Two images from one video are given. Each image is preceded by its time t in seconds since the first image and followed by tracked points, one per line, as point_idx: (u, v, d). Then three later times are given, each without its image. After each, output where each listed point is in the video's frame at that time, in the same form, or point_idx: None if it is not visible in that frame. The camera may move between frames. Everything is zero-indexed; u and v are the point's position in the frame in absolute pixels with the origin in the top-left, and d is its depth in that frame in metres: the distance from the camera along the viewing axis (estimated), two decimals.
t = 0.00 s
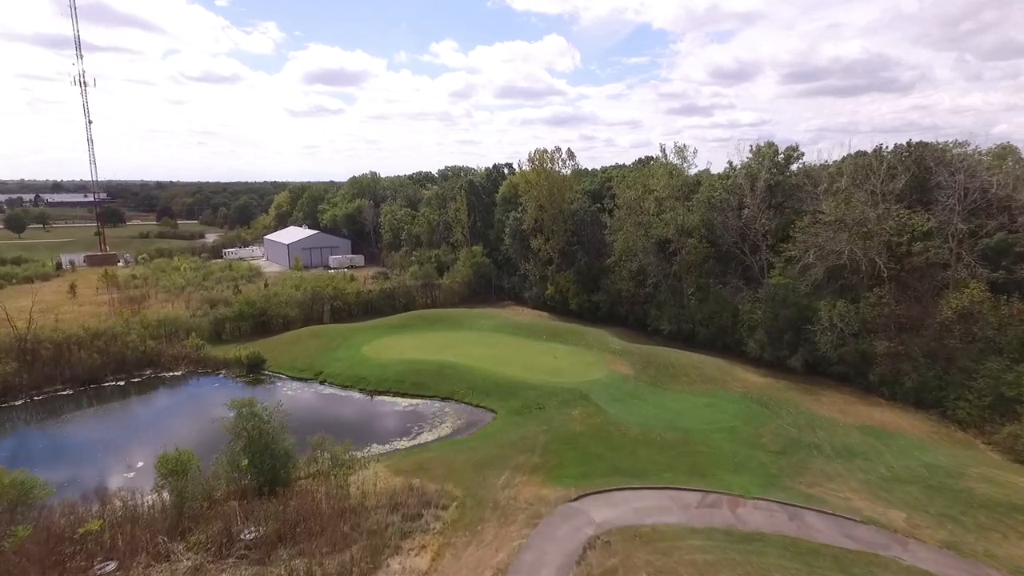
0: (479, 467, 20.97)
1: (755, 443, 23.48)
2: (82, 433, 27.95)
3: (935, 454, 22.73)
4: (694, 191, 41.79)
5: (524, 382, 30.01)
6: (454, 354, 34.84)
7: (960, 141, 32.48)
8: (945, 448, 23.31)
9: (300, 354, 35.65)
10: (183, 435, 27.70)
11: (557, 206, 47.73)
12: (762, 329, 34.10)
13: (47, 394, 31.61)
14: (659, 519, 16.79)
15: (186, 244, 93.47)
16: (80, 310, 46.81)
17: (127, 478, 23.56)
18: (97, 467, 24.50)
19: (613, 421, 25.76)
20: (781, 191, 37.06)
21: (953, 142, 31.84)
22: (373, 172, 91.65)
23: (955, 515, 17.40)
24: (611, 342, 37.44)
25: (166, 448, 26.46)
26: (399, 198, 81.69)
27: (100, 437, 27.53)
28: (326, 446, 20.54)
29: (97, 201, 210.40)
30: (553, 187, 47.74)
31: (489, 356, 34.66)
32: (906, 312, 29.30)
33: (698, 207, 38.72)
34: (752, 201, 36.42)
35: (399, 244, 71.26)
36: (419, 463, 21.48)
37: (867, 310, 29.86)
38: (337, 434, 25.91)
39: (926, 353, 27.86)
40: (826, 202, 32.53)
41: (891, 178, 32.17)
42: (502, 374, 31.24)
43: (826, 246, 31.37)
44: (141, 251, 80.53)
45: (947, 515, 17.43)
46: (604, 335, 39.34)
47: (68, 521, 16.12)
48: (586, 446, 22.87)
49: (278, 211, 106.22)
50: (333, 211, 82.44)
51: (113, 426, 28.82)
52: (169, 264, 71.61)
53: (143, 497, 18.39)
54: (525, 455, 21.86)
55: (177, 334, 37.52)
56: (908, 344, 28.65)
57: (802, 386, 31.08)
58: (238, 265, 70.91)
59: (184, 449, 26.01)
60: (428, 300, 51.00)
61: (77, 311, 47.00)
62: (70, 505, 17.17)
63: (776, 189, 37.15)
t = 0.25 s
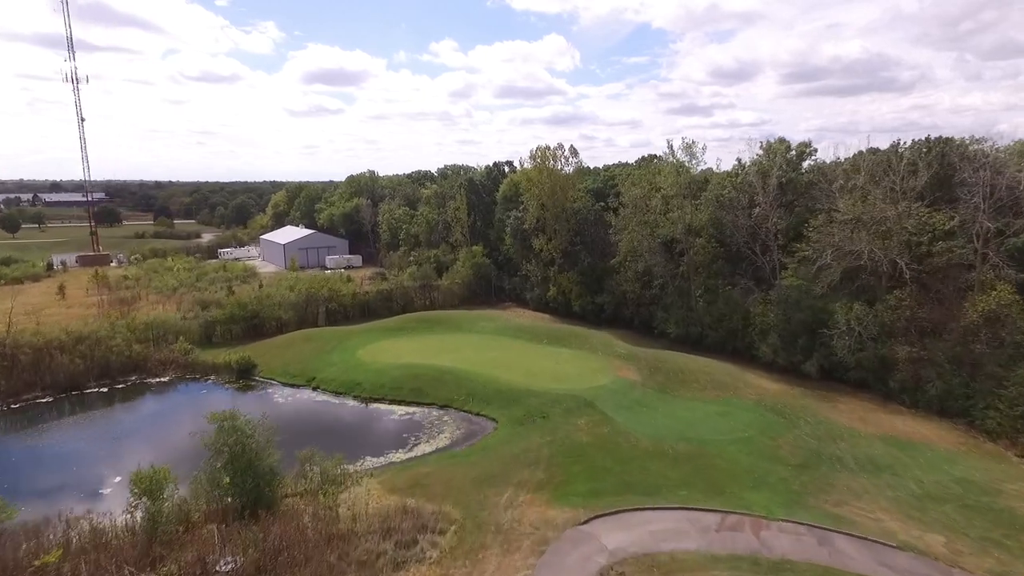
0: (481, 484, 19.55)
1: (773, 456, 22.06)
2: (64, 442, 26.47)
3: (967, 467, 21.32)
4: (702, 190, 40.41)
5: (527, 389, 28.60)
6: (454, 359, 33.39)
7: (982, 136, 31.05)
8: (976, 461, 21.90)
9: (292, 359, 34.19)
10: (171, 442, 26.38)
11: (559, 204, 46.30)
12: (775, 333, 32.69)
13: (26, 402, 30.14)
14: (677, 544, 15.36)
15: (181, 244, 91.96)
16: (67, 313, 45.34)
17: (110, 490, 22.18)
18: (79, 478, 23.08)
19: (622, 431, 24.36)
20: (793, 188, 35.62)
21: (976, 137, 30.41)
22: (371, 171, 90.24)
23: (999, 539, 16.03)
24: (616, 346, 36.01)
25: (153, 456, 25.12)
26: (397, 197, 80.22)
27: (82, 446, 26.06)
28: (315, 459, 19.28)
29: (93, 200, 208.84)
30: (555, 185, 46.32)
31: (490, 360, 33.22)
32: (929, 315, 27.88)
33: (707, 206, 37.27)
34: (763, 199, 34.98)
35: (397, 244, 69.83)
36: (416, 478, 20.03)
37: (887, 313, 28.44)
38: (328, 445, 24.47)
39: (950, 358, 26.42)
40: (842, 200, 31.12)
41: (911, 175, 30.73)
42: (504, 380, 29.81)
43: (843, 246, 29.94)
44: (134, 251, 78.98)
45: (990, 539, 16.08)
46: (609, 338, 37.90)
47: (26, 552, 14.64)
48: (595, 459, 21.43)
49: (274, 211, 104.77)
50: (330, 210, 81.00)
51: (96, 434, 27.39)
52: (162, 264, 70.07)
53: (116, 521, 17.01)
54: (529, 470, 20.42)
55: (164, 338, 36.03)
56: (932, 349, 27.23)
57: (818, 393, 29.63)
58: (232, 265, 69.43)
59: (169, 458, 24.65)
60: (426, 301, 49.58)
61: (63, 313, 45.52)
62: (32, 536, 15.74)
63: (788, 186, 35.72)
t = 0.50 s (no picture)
0: (481, 503, 18.18)
1: (794, 469, 20.65)
2: (43, 453, 24.90)
3: (1002, 482, 19.92)
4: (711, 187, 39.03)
5: (530, 397, 27.18)
6: (452, 364, 31.93)
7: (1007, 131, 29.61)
8: (1011, 475, 20.51)
9: (284, 364, 32.70)
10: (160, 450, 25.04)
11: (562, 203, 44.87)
12: (789, 337, 31.25)
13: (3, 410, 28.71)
14: None
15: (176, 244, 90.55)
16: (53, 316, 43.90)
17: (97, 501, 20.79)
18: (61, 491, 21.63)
19: (631, 442, 22.93)
20: (806, 186, 34.17)
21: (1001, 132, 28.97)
22: (369, 169, 88.81)
23: None
24: (622, 350, 34.57)
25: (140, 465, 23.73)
26: (396, 196, 78.80)
27: (64, 457, 24.56)
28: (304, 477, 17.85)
29: (91, 200, 207.43)
30: (558, 183, 44.87)
31: (491, 366, 31.76)
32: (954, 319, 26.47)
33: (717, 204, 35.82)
34: (776, 197, 33.53)
35: (396, 244, 68.43)
36: (412, 497, 18.59)
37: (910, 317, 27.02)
38: (315, 459, 23.10)
39: (979, 365, 25.05)
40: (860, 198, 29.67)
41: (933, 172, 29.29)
42: (505, 386, 28.38)
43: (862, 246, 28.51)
44: (128, 251, 77.50)
45: None
46: (614, 342, 36.46)
47: None
48: (603, 474, 20.02)
49: (272, 210, 103.35)
50: (327, 209, 79.57)
51: (81, 443, 25.95)
52: (155, 264, 68.62)
53: (83, 549, 15.78)
54: (534, 487, 19.00)
55: (151, 342, 34.58)
56: (958, 355, 25.82)
57: (835, 399, 28.21)
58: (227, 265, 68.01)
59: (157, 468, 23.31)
60: (425, 303, 48.17)
61: (50, 316, 44.07)
62: None
63: (802, 184, 34.26)
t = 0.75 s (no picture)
0: (482, 526, 16.78)
1: (817, 486, 19.25)
2: (18, 463, 23.44)
3: None
4: (719, 185, 37.60)
5: (533, 406, 25.72)
6: (450, 370, 30.43)
7: None
8: None
9: (274, 370, 31.19)
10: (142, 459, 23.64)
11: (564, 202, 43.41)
12: (804, 341, 29.77)
13: None
14: None
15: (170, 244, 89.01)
16: (37, 319, 42.37)
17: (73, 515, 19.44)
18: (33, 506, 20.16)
19: (642, 456, 21.51)
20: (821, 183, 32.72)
21: None
22: (367, 168, 87.28)
23: None
24: (628, 354, 33.11)
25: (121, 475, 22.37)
26: (394, 195, 77.33)
27: (36, 468, 23.03)
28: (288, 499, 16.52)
29: (88, 200, 205.88)
30: (561, 180, 43.36)
31: (491, 371, 30.31)
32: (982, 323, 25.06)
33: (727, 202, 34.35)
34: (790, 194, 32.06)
35: (394, 244, 66.99)
36: (407, 520, 17.14)
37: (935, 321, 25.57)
38: (305, 468, 21.95)
39: (1010, 372, 23.66)
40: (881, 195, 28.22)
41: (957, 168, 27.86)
42: (507, 394, 26.90)
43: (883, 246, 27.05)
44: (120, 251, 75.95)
45: None
46: (620, 346, 35.01)
47: None
48: (614, 492, 18.63)
49: (268, 210, 101.83)
50: (324, 208, 78.05)
51: (54, 452, 24.40)
52: (147, 265, 67.07)
53: None
54: (539, 508, 17.61)
55: (135, 347, 33.09)
56: (987, 361, 24.41)
57: (855, 408, 26.75)
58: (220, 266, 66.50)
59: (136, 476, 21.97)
60: (423, 304, 46.71)
61: (33, 318, 42.53)
62: None
63: (816, 181, 32.82)
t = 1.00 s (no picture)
0: (482, 555, 15.38)
1: (845, 505, 17.85)
2: (1, 468, 22.33)
3: None
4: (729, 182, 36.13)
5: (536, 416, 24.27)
6: (448, 376, 28.95)
7: None
8: None
9: (263, 376, 29.69)
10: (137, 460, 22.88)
11: (567, 200, 41.89)
12: (821, 346, 28.29)
13: None
14: None
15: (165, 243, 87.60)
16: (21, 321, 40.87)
17: (66, 522, 18.54)
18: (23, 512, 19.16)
19: (653, 470, 20.09)
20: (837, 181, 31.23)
21: None
22: (365, 166, 85.76)
23: None
24: (635, 359, 31.66)
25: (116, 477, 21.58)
26: (392, 194, 75.82)
27: (23, 473, 21.99)
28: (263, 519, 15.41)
29: (85, 200, 204.55)
30: (563, 178, 41.86)
31: (491, 377, 28.80)
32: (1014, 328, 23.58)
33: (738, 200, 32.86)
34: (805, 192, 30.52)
35: (392, 244, 65.53)
36: (399, 547, 15.71)
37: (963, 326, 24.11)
38: (303, 472, 21.30)
39: None
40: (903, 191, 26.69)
41: (985, 163, 26.32)
42: (508, 403, 25.43)
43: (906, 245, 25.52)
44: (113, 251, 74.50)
45: None
46: (625, 350, 33.54)
47: None
48: (625, 517, 17.21)
49: (265, 209, 100.42)
50: (320, 207, 76.53)
51: (41, 457, 23.35)
52: (139, 265, 65.50)
53: None
54: (545, 537, 16.23)
55: (117, 352, 31.56)
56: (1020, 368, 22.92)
57: (876, 416, 25.30)
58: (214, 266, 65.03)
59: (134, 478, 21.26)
60: (421, 306, 45.25)
61: (16, 321, 41.04)
62: None
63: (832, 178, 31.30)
